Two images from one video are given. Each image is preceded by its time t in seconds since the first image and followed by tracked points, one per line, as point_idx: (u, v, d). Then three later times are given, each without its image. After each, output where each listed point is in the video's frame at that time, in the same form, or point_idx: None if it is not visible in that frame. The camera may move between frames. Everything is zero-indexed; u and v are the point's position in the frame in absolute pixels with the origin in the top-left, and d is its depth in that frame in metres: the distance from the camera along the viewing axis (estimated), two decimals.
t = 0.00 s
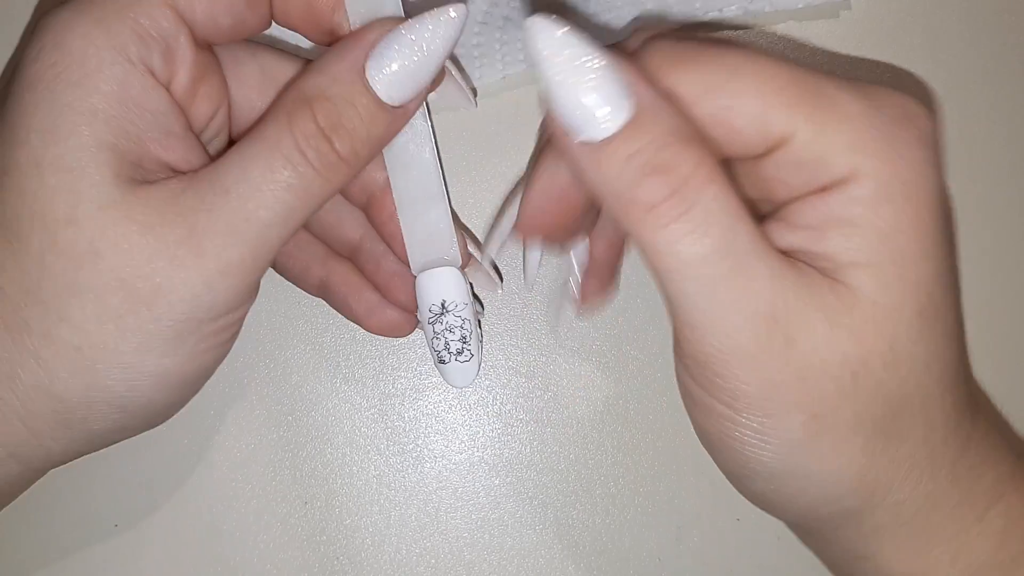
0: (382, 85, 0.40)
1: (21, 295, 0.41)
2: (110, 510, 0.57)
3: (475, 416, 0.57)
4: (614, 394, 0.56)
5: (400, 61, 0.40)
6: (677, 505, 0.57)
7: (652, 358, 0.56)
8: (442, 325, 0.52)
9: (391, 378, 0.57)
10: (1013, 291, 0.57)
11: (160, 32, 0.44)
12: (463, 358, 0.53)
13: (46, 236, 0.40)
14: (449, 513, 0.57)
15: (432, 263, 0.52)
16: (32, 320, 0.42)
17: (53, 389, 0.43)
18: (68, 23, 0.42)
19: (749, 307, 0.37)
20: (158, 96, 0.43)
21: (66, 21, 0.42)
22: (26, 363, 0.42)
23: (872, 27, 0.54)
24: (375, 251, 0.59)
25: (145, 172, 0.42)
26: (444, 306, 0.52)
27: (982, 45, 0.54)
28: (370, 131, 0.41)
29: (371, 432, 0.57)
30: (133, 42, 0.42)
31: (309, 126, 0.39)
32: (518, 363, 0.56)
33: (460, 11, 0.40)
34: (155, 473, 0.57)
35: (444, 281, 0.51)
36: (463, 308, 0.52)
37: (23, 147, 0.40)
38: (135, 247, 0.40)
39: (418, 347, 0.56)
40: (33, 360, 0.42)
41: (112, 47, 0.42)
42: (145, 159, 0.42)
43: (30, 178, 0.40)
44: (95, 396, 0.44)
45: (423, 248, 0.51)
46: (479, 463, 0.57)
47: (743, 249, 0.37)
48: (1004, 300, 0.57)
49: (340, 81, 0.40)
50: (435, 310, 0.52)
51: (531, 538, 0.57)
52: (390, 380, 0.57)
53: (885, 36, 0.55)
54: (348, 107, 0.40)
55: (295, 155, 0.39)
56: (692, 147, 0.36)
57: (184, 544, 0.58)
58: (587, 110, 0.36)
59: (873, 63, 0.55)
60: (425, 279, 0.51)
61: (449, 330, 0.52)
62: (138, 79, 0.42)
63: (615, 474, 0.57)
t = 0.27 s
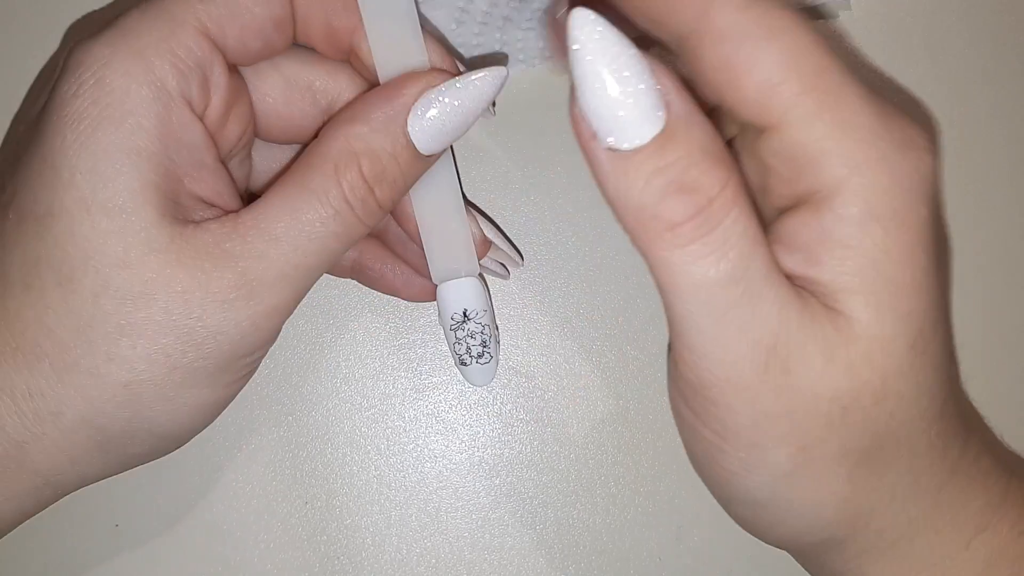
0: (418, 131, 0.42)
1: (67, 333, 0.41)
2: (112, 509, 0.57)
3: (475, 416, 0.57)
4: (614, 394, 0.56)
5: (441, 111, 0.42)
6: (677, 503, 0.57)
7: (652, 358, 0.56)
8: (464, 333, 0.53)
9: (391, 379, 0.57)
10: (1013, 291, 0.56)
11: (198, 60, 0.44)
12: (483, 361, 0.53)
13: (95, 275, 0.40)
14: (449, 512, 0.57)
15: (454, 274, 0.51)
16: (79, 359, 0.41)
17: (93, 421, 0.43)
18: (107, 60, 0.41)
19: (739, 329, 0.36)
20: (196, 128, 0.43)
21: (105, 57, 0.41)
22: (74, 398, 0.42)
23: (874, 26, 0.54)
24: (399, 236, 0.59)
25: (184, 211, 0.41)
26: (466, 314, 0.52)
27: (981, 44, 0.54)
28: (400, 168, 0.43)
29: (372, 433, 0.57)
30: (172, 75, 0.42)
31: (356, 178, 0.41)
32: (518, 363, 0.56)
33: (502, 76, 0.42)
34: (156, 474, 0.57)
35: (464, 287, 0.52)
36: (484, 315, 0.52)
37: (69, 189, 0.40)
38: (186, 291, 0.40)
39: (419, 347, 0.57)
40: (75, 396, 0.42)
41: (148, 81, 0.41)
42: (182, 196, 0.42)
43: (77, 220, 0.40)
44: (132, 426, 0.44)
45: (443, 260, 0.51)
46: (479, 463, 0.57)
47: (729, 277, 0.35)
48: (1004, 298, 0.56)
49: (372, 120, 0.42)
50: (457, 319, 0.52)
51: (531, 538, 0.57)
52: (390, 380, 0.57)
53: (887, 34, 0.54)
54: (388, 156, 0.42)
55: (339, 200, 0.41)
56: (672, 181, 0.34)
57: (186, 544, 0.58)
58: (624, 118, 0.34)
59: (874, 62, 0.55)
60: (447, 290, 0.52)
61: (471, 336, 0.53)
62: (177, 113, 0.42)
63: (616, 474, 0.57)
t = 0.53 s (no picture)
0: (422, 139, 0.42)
1: (70, 341, 0.41)
2: (111, 510, 0.58)
3: (475, 415, 0.57)
4: (614, 394, 0.56)
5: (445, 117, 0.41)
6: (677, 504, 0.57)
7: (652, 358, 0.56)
8: (472, 340, 0.50)
9: (391, 379, 0.57)
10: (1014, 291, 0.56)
11: (208, 65, 0.44)
12: (492, 368, 0.51)
13: (99, 283, 0.40)
14: (449, 512, 0.57)
15: (462, 280, 0.49)
16: (82, 366, 0.41)
17: (96, 428, 0.43)
18: (115, 65, 0.41)
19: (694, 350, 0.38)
20: (204, 136, 0.43)
21: (114, 62, 0.41)
22: (76, 405, 0.42)
23: (873, 26, 0.54)
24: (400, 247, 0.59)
25: (188, 217, 0.42)
26: (474, 322, 0.50)
27: (981, 45, 0.54)
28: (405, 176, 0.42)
29: (372, 432, 0.57)
30: (180, 80, 0.42)
31: (361, 185, 0.41)
32: (518, 363, 0.56)
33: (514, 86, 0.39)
34: (157, 474, 0.57)
35: (472, 295, 0.49)
36: (492, 321, 0.50)
37: (75, 195, 0.40)
38: (190, 298, 0.40)
39: (419, 348, 0.57)
40: (79, 404, 0.42)
41: (156, 88, 0.41)
42: (189, 204, 0.42)
43: (81, 228, 0.40)
44: (134, 434, 0.44)
45: (451, 268, 0.49)
46: (479, 463, 0.57)
47: (684, 300, 0.38)
48: (1005, 299, 0.56)
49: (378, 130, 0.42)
50: (466, 326, 0.50)
51: (531, 538, 0.57)
52: (390, 380, 0.57)
53: (885, 36, 0.55)
54: (393, 164, 0.42)
55: (342, 208, 0.41)
56: (597, 221, 0.37)
57: (187, 544, 0.58)
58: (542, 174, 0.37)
59: (873, 63, 0.55)
60: (454, 297, 0.49)
61: (479, 343, 0.51)
62: (184, 119, 0.42)
63: (616, 474, 0.57)
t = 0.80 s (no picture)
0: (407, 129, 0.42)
1: (66, 344, 0.41)
2: (108, 511, 0.57)
3: (475, 416, 0.57)
4: (614, 393, 0.56)
5: (430, 106, 0.42)
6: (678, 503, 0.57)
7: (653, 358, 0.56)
8: (479, 345, 0.50)
9: (391, 379, 0.57)
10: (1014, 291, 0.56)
11: (222, 72, 0.44)
12: (501, 373, 0.51)
13: (94, 290, 0.40)
14: (449, 512, 0.57)
15: (467, 285, 0.49)
16: (78, 369, 0.41)
17: (89, 433, 0.43)
18: (132, 74, 0.41)
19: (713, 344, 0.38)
20: (216, 143, 0.43)
21: (130, 69, 0.41)
22: (68, 410, 0.42)
23: (872, 28, 0.54)
24: (401, 256, 0.59)
25: (189, 223, 0.42)
26: (480, 327, 0.49)
27: (981, 45, 0.54)
28: (383, 158, 0.42)
29: (372, 433, 0.57)
30: (196, 90, 0.42)
31: (341, 176, 0.41)
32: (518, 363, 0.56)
33: (489, 74, 0.42)
34: (156, 474, 0.57)
35: (478, 298, 0.49)
36: (498, 326, 0.50)
37: (81, 199, 0.40)
38: (184, 299, 0.40)
39: (419, 348, 0.57)
40: (74, 409, 0.42)
41: (172, 95, 0.41)
42: (191, 208, 0.42)
43: (84, 234, 0.40)
44: (128, 440, 0.44)
45: (454, 272, 0.49)
46: (479, 463, 0.57)
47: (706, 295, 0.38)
48: (1006, 298, 0.56)
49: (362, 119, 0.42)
50: (471, 332, 0.50)
51: (531, 538, 0.57)
52: (390, 380, 0.57)
53: (885, 36, 0.54)
54: (372, 150, 0.41)
55: (323, 195, 0.41)
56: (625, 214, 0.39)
57: (187, 544, 0.58)
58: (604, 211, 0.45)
59: (873, 63, 0.55)
60: (459, 303, 0.49)
61: (488, 348, 0.50)
62: (198, 128, 0.42)
63: (617, 474, 0.57)
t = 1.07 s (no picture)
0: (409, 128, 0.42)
1: (65, 339, 0.41)
2: (108, 509, 0.58)
3: (475, 415, 0.57)
4: (613, 393, 0.56)
5: (428, 104, 0.42)
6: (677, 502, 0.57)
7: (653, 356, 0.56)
8: (467, 340, 0.50)
9: (391, 378, 0.57)
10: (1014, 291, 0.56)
11: (221, 65, 0.44)
12: (488, 369, 0.51)
13: (93, 283, 0.40)
14: (448, 512, 0.57)
15: (456, 281, 0.49)
16: (77, 363, 0.42)
17: (88, 427, 0.43)
18: (131, 68, 0.41)
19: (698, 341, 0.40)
20: (215, 137, 0.43)
21: (127, 64, 0.41)
22: (68, 404, 0.42)
23: (872, 27, 0.54)
24: (394, 250, 0.58)
25: (188, 217, 0.42)
26: (469, 322, 0.49)
27: (981, 45, 0.54)
28: (389, 158, 0.43)
29: (372, 433, 0.57)
30: (193, 83, 0.42)
31: (345, 173, 0.41)
32: (517, 363, 0.56)
33: (484, 67, 0.43)
34: (156, 473, 0.57)
35: (464, 293, 0.49)
36: (487, 321, 0.50)
37: (80, 194, 0.40)
38: (181, 294, 0.40)
39: (419, 347, 0.57)
40: (73, 403, 0.42)
41: (170, 89, 0.41)
42: (190, 203, 0.42)
43: (83, 227, 0.40)
44: (127, 435, 0.44)
45: (443, 267, 0.49)
46: (479, 463, 0.57)
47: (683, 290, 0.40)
48: (1006, 297, 0.56)
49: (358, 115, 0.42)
50: (460, 327, 0.49)
51: (531, 537, 0.57)
52: (390, 380, 0.57)
53: (884, 35, 0.55)
54: (376, 148, 0.42)
55: (327, 195, 0.41)
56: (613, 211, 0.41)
57: (187, 543, 0.58)
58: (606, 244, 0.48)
59: (872, 63, 0.55)
60: (448, 298, 0.49)
61: (476, 343, 0.50)
62: (197, 121, 0.42)
63: (616, 473, 0.57)
